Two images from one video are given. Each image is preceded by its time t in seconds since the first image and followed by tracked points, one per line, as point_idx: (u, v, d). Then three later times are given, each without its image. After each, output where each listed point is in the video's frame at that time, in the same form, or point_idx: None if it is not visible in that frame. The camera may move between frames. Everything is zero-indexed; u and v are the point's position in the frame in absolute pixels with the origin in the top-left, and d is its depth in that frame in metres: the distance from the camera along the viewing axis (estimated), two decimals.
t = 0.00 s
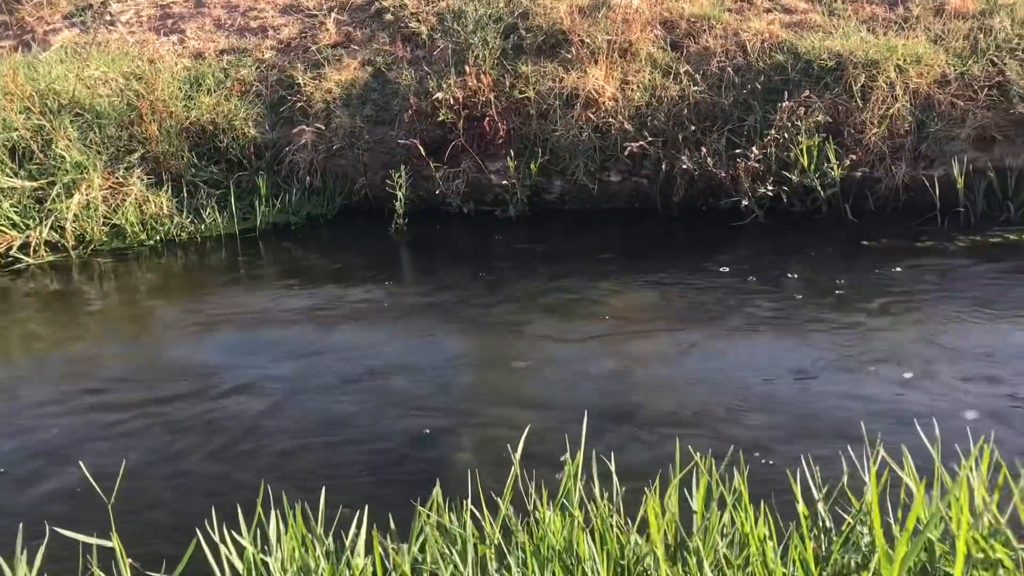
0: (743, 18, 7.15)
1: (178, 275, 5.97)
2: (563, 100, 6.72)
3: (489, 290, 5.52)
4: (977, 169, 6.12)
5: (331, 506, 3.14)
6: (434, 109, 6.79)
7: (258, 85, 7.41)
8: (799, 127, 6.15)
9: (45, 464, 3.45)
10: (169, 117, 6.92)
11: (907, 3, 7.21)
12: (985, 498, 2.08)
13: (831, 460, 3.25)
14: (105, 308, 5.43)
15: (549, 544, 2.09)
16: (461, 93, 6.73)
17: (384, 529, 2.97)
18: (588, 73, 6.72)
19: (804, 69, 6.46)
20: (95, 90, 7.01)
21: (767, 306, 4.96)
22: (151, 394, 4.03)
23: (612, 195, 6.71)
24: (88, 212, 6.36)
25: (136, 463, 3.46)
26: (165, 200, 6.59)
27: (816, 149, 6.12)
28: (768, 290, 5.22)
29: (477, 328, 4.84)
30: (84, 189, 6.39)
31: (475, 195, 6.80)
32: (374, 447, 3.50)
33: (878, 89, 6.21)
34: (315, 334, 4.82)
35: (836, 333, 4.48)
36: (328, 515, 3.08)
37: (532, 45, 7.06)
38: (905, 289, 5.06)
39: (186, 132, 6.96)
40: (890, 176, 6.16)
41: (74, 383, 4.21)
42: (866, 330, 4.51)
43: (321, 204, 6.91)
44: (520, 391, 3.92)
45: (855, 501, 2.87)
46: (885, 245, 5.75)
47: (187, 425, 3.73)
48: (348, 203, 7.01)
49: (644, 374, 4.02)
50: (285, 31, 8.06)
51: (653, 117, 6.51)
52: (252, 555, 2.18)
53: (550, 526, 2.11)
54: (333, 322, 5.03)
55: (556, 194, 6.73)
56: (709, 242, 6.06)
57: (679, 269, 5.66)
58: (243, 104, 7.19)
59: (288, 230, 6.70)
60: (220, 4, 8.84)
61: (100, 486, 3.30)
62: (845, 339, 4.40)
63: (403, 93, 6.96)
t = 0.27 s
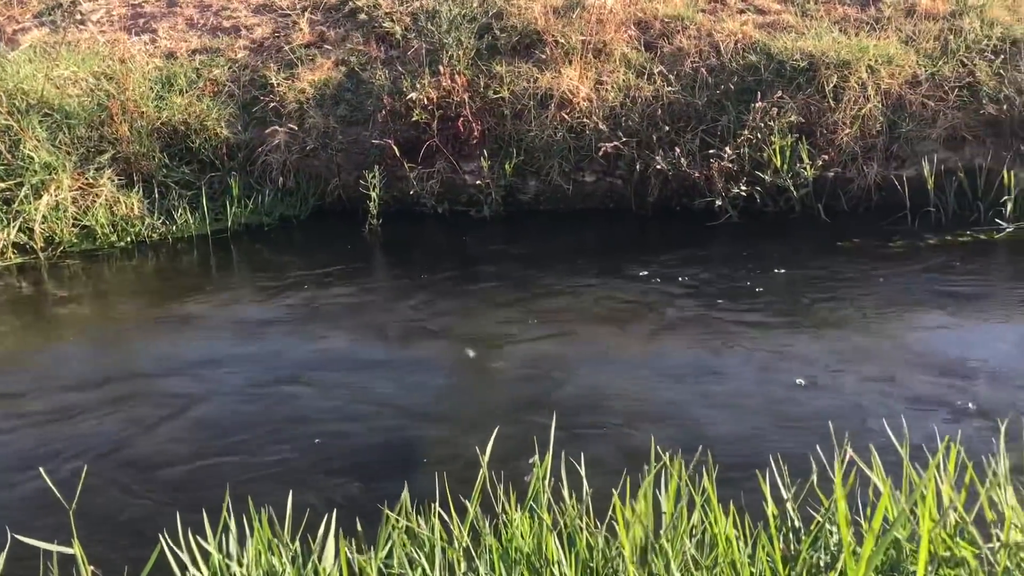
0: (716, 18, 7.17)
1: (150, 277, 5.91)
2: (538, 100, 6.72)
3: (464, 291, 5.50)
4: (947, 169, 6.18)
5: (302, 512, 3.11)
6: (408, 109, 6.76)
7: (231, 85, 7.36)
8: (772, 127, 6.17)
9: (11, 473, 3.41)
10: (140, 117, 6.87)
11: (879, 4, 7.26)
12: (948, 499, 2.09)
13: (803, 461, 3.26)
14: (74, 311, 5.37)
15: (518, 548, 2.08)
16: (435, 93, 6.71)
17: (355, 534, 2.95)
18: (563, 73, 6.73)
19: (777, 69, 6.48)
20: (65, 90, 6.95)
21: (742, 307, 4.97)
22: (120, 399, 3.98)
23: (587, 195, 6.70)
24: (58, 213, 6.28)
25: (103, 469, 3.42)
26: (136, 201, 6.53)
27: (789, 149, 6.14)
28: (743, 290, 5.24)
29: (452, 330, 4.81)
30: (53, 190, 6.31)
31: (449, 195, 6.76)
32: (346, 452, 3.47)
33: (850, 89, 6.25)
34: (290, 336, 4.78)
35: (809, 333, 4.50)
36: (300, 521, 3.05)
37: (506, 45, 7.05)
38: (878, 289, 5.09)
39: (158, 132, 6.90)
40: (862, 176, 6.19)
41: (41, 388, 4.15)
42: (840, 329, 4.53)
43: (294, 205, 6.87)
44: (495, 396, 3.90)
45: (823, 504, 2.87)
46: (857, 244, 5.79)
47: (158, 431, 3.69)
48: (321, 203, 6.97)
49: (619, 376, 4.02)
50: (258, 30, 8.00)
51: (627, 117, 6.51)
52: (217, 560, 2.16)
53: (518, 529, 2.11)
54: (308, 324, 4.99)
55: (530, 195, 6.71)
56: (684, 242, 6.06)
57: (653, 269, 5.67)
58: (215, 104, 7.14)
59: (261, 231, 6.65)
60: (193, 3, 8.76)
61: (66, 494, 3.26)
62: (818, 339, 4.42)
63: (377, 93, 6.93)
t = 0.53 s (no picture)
0: (690, 21, 7.18)
1: (120, 282, 5.83)
2: (512, 102, 6.69)
3: (438, 295, 5.47)
4: (918, 170, 6.21)
5: (272, 524, 3.07)
6: (382, 112, 6.70)
7: (202, 88, 7.29)
8: (745, 129, 6.19)
9: None
10: (109, 119, 6.83)
11: (851, 7, 7.29)
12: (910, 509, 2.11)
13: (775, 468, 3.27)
14: (42, 317, 5.28)
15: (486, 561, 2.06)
16: (409, 96, 6.67)
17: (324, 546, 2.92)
18: (536, 76, 6.71)
19: (749, 72, 6.51)
20: (32, 94, 6.91)
21: (716, 309, 4.97)
22: (87, 408, 3.92)
23: (561, 199, 6.68)
24: (25, 218, 6.20)
25: (68, 480, 3.36)
26: (106, 206, 6.45)
27: (762, 152, 6.16)
28: (717, 292, 5.24)
29: (426, 334, 4.79)
30: (20, 194, 6.26)
31: (424, 198, 6.71)
32: (318, 460, 3.44)
33: (822, 92, 6.28)
34: (262, 342, 4.74)
35: (783, 335, 4.50)
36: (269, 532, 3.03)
37: (480, 48, 7.02)
38: (851, 292, 5.11)
39: (128, 135, 6.83)
40: (835, 178, 6.22)
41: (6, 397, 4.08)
42: (813, 332, 4.54)
43: (267, 209, 6.80)
44: (469, 402, 3.88)
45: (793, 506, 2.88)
46: (830, 247, 5.80)
47: (126, 440, 3.65)
48: (294, 207, 6.92)
49: (592, 383, 4.02)
50: (229, 32, 7.93)
51: (600, 120, 6.51)
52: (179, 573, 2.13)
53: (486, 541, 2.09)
54: (279, 330, 4.95)
55: (505, 198, 6.69)
56: (659, 245, 6.06)
57: (628, 272, 5.66)
58: (187, 107, 7.07)
59: (233, 235, 6.58)
60: (164, 5, 8.67)
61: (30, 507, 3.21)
62: (791, 341, 4.43)
63: (350, 96, 6.89)
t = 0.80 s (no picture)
0: (662, 23, 7.19)
1: (88, 288, 5.75)
2: (484, 105, 6.66)
3: (410, 300, 5.42)
4: (889, 172, 6.24)
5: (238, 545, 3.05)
6: (353, 114, 6.66)
7: (171, 91, 7.21)
8: (716, 131, 6.23)
9: None
10: (76, 123, 6.76)
11: (822, 9, 7.32)
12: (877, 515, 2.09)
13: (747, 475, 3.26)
14: (8, 325, 5.20)
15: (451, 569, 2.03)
16: (381, 98, 6.64)
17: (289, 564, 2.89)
18: (509, 78, 6.69)
19: (721, 74, 6.52)
20: None
21: (690, 312, 4.95)
22: (51, 421, 3.86)
23: (535, 201, 6.64)
24: None
25: (31, 496, 3.31)
26: (74, 211, 6.39)
27: (734, 154, 6.18)
28: (690, 295, 5.23)
29: (399, 341, 4.74)
30: None
31: (396, 201, 6.65)
32: (289, 482, 3.41)
33: (793, 93, 6.30)
34: (232, 349, 4.68)
35: (756, 339, 4.49)
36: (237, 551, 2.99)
37: (452, 51, 6.99)
38: (825, 292, 5.11)
39: (96, 139, 6.76)
40: (806, 180, 6.23)
41: None
42: (786, 333, 4.53)
43: (238, 212, 6.73)
44: (441, 414, 3.86)
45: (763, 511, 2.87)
46: (804, 248, 5.81)
47: (93, 455, 3.59)
48: (265, 211, 6.83)
49: (566, 391, 4.00)
50: (200, 35, 7.85)
51: (573, 122, 6.49)
52: None
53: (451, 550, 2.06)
54: (250, 337, 4.89)
55: (479, 200, 6.63)
56: (632, 247, 6.05)
57: (602, 276, 5.64)
58: (156, 110, 7.00)
59: (204, 239, 6.51)
60: (133, 7, 8.57)
61: None
62: (764, 344, 4.42)
63: (321, 98, 6.83)
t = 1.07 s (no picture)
0: (635, 25, 7.19)
1: (57, 294, 5.68)
2: (457, 107, 6.64)
3: (384, 305, 5.38)
4: (861, 172, 6.27)
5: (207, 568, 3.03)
6: (325, 116, 6.60)
7: (141, 94, 7.13)
8: (689, 132, 6.26)
9: None
10: (43, 126, 6.67)
11: (794, 10, 7.35)
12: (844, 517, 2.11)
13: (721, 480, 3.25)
14: None
15: None
16: (353, 100, 6.59)
17: None
18: (481, 80, 6.68)
19: (693, 75, 6.55)
20: None
21: (665, 315, 4.95)
22: (21, 447, 3.84)
23: (508, 204, 6.63)
24: None
25: None
26: (40, 216, 6.30)
27: (706, 155, 6.21)
28: (665, 297, 5.23)
29: (373, 350, 4.71)
30: None
31: (369, 204, 6.62)
32: (262, 505, 3.39)
33: (765, 94, 6.33)
34: (204, 362, 4.64)
35: (730, 341, 4.49)
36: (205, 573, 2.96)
37: (424, 52, 6.96)
38: (798, 293, 5.12)
39: (63, 142, 6.67)
40: (779, 180, 6.25)
41: None
42: (761, 335, 4.53)
43: (209, 216, 6.67)
44: (415, 429, 3.84)
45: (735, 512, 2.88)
46: (777, 249, 5.82)
47: (64, 482, 3.56)
48: (237, 215, 6.73)
49: (540, 397, 3.98)
50: (170, 37, 7.76)
51: (547, 124, 6.47)
52: None
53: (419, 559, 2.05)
54: (222, 346, 4.84)
55: (452, 203, 6.60)
56: (606, 249, 6.05)
57: (576, 278, 5.63)
58: (125, 114, 6.93)
59: (174, 243, 6.44)
60: (103, 9, 8.47)
61: None
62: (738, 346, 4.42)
63: (292, 101, 6.77)
